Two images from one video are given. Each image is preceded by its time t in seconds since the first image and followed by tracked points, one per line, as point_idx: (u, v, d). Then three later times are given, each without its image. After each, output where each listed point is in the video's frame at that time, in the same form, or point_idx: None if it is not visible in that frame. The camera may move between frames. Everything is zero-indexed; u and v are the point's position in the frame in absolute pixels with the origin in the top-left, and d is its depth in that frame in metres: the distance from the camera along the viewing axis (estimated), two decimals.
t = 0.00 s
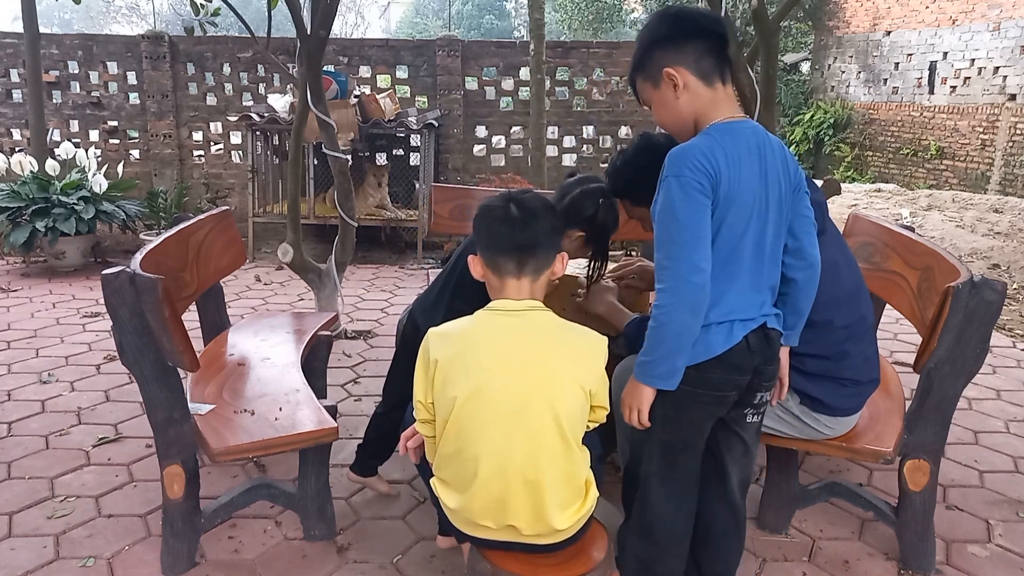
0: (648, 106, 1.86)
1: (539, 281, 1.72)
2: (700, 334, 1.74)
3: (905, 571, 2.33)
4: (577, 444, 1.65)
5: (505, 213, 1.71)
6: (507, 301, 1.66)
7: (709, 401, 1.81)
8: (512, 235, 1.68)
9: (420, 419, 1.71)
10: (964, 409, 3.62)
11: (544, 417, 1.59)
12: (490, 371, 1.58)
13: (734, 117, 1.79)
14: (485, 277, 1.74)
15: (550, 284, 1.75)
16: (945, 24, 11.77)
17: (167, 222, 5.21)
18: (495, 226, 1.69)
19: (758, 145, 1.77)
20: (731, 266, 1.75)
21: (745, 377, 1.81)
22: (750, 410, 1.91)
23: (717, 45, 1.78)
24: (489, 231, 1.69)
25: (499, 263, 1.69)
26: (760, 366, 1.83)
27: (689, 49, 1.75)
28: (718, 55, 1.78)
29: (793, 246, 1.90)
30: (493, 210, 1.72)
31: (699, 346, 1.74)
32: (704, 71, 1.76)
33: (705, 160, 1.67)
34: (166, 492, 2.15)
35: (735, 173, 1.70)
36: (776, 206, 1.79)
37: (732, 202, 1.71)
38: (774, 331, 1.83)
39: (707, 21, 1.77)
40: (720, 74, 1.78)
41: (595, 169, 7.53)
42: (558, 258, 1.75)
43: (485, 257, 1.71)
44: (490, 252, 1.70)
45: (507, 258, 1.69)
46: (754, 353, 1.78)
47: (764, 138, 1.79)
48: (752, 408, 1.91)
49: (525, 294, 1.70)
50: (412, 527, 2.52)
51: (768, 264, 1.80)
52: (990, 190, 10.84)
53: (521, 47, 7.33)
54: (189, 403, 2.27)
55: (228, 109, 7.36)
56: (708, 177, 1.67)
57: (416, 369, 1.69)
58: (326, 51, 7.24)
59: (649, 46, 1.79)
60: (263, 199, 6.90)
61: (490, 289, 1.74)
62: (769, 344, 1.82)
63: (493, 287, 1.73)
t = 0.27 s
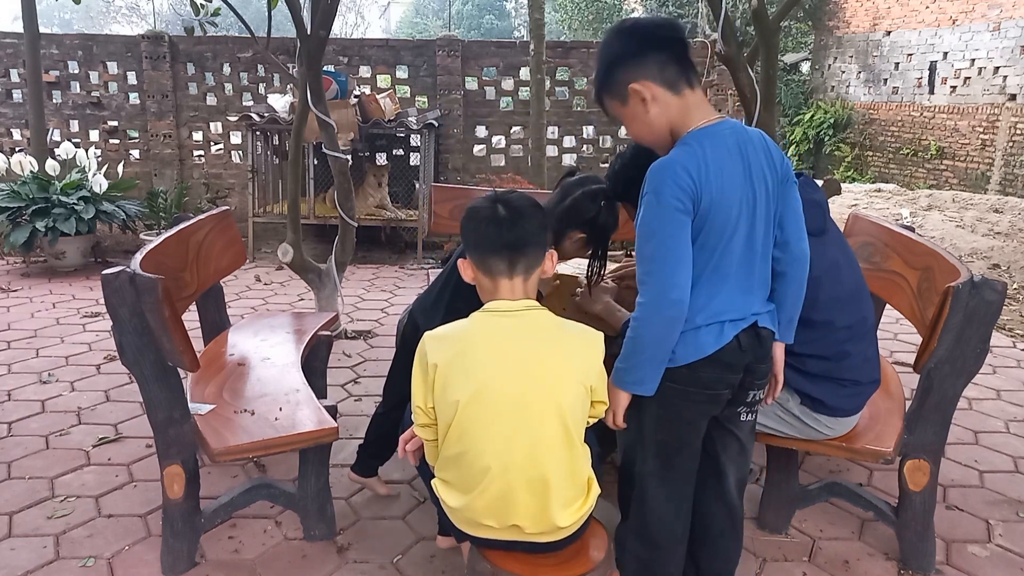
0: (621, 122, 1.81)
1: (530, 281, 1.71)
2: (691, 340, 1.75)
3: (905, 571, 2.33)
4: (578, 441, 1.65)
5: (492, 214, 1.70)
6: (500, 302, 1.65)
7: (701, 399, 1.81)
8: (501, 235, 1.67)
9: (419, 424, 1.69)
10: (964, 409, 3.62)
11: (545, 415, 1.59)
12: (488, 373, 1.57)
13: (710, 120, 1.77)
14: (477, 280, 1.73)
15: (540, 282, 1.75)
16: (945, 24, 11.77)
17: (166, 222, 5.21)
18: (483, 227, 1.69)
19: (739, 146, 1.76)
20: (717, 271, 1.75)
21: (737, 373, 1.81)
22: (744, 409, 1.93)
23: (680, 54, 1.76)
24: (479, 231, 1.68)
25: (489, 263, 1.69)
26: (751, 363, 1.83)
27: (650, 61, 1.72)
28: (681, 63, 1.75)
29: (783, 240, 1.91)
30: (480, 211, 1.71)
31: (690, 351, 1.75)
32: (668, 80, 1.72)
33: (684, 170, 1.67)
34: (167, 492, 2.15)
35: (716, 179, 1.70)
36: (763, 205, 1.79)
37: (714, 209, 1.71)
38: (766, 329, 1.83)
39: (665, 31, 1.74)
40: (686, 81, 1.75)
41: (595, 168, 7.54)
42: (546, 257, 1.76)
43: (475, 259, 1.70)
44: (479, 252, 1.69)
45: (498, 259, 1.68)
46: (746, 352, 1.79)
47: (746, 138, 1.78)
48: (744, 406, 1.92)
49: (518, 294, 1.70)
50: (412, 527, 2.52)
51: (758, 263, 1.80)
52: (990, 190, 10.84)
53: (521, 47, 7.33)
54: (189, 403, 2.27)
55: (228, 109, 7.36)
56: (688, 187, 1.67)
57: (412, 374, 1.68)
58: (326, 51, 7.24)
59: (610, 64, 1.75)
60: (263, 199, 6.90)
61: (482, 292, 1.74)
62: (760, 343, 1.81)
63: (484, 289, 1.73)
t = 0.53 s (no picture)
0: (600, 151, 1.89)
1: (526, 281, 1.72)
2: (698, 344, 1.76)
3: (905, 571, 2.33)
4: (580, 440, 1.65)
5: (486, 214, 1.70)
6: (497, 304, 1.65)
7: (708, 401, 1.81)
8: (496, 237, 1.67)
9: (417, 431, 1.68)
10: (964, 409, 3.62)
11: (548, 415, 1.59)
12: (488, 375, 1.57)
13: (688, 129, 1.78)
14: (472, 281, 1.73)
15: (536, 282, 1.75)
16: (945, 24, 11.77)
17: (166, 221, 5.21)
18: (477, 228, 1.68)
19: (725, 148, 1.76)
20: (717, 276, 1.75)
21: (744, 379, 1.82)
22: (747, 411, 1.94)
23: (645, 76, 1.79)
24: (472, 233, 1.68)
25: (484, 264, 1.68)
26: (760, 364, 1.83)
27: (617, 86, 1.76)
28: (647, 82, 1.78)
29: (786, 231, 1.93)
30: (474, 211, 1.71)
31: (701, 356, 1.76)
32: (637, 102, 1.76)
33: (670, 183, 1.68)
34: (167, 492, 2.16)
35: (705, 185, 1.70)
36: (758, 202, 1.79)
37: (707, 215, 1.71)
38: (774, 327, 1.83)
39: (625, 57, 1.78)
40: (655, 98, 1.78)
41: (595, 168, 7.54)
42: (542, 257, 1.76)
43: (469, 259, 1.70)
44: (474, 253, 1.69)
45: (493, 261, 1.68)
46: (755, 354, 1.79)
47: (729, 138, 1.79)
48: (751, 407, 1.93)
49: (515, 296, 1.70)
50: (412, 527, 2.52)
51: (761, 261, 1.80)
52: (991, 190, 10.83)
53: (521, 47, 7.32)
54: (189, 403, 2.27)
55: (228, 109, 7.36)
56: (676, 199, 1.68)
57: (409, 380, 1.66)
58: (326, 51, 7.24)
59: (578, 97, 1.81)
60: (263, 199, 6.90)
61: (477, 292, 1.74)
62: (768, 344, 1.82)
63: (480, 289, 1.72)
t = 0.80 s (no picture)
0: (616, 162, 1.98)
1: (528, 282, 1.71)
2: (717, 351, 1.76)
3: (905, 571, 2.33)
4: (579, 440, 1.66)
5: (490, 214, 1.70)
6: (497, 304, 1.65)
7: (721, 407, 1.81)
8: (498, 236, 1.66)
9: (413, 434, 1.67)
10: (964, 409, 3.62)
11: (548, 414, 1.59)
12: (488, 375, 1.57)
13: (694, 134, 1.82)
14: (474, 279, 1.73)
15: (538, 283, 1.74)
16: (945, 24, 11.77)
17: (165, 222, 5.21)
18: (479, 227, 1.69)
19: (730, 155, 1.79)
20: (730, 282, 1.76)
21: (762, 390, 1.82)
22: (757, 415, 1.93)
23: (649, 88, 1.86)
24: (477, 232, 1.68)
25: (485, 264, 1.68)
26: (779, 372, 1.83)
27: (623, 99, 1.83)
28: (653, 93, 1.84)
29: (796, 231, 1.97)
30: (479, 211, 1.71)
31: (713, 361, 1.77)
32: (643, 114, 1.83)
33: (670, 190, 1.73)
34: (167, 492, 2.15)
35: (708, 192, 1.73)
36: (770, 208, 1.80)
37: (710, 222, 1.74)
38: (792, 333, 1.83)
39: (631, 71, 1.86)
40: (661, 108, 1.84)
41: (595, 168, 7.54)
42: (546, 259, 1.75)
43: (472, 259, 1.70)
44: (475, 252, 1.69)
45: (494, 261, 1.67)
46: (774, 363, 1.79)
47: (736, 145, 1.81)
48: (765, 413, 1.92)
49: (515, 296, 1.70)
50: (412, 527, 2.52)
51: (776, 267, 1.79)
52: (991, 190, 10.83)
53: (521, 47, 7.32)
54: (189, 403, 2.27)
55: (228, 109, 7.36)
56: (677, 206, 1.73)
57: (406, 383, 1.65)
58: (326, 51, 7.24)
59: (589, 111, 1.89)
60: (263, 199, 6.90)
61: (478, 290, 1.73)
62: (788, 352, 1.82)
63: (481, 288, 1.72)
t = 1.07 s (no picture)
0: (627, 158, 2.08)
1: (532, 284, 1.70)
2: (703, 353, 1.76)
3: (905, 571, 2.32)
4: (580, 438, 1.66)
5: (501, 214, 1.69)
6: (502, 304, 1.64)
7: (716, 411, 1.80)
8: (503, 238, 1.66)
9: (413, 434, 1.66)
10: (964, 409, 3.62)
11: (552, 412, 1.59)
12: (489, 376, 1.56)
13: (682, 134, 1.90)
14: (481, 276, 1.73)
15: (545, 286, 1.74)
16: (945, 24, 11.76)
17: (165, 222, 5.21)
18: (488, 229, 1.68)
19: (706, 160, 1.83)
20: (710, 282, 1.77)
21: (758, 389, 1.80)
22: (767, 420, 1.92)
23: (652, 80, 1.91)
24: (487, 231, 1.68)
25: (490, 263, 1.68)
26: (774, 375, 1.82)
27: (627, 91, 1.91)
28: (658, 89, 1.90)
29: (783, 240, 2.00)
30: (492, 210, 1.71)
31: (697, 363, 1.77)
32: (643, 108, 1.91)
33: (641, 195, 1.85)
34: (166, 492, 2.15)
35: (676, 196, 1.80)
36: (749, 209, 1.81)
37: (674, 225, 1.80)
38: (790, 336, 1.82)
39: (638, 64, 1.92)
40: (661, 104, 1.91)
41: (595, 168, 7.54)
42: (554, 264, 1.73)
43: (479, 255, 1.70)
44: (482, 252, 1.69)
45: (498, 262, 1.67)
46: (766, 364, 1.78)
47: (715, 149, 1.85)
48: (772, 419, 1.92)
49: (520, 297, 1.69)
50: (412, 527, 2.52)
51: (761, 268, 1.79)
52: (991, 190, 10.83)
53: (521, 47, 7.32)
54: (189, 403, 2.27)
55: (228, 109, 7.35)
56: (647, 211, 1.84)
57: (407, 384, 1.64)
58: (326, 52, 7.24)
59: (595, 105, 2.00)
60: (263, 199, 6.90)
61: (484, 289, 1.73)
62: (782, 354, 1.80)
63: (486, 288, 1.72)
